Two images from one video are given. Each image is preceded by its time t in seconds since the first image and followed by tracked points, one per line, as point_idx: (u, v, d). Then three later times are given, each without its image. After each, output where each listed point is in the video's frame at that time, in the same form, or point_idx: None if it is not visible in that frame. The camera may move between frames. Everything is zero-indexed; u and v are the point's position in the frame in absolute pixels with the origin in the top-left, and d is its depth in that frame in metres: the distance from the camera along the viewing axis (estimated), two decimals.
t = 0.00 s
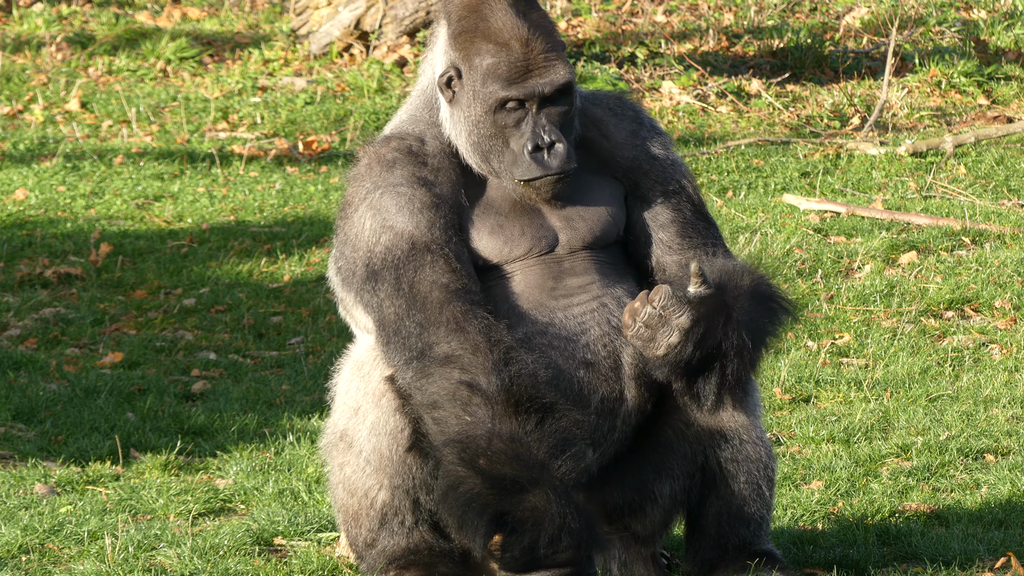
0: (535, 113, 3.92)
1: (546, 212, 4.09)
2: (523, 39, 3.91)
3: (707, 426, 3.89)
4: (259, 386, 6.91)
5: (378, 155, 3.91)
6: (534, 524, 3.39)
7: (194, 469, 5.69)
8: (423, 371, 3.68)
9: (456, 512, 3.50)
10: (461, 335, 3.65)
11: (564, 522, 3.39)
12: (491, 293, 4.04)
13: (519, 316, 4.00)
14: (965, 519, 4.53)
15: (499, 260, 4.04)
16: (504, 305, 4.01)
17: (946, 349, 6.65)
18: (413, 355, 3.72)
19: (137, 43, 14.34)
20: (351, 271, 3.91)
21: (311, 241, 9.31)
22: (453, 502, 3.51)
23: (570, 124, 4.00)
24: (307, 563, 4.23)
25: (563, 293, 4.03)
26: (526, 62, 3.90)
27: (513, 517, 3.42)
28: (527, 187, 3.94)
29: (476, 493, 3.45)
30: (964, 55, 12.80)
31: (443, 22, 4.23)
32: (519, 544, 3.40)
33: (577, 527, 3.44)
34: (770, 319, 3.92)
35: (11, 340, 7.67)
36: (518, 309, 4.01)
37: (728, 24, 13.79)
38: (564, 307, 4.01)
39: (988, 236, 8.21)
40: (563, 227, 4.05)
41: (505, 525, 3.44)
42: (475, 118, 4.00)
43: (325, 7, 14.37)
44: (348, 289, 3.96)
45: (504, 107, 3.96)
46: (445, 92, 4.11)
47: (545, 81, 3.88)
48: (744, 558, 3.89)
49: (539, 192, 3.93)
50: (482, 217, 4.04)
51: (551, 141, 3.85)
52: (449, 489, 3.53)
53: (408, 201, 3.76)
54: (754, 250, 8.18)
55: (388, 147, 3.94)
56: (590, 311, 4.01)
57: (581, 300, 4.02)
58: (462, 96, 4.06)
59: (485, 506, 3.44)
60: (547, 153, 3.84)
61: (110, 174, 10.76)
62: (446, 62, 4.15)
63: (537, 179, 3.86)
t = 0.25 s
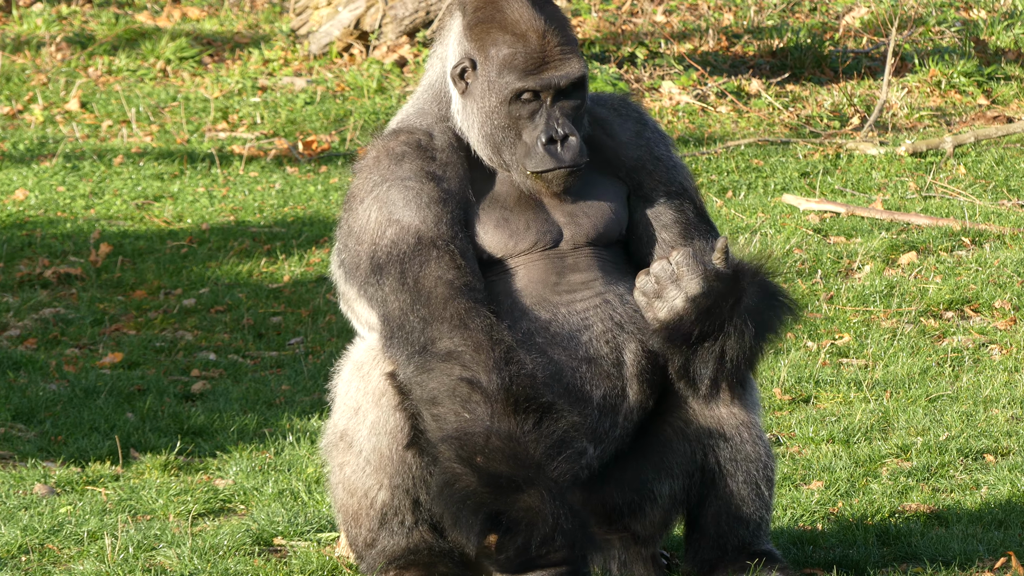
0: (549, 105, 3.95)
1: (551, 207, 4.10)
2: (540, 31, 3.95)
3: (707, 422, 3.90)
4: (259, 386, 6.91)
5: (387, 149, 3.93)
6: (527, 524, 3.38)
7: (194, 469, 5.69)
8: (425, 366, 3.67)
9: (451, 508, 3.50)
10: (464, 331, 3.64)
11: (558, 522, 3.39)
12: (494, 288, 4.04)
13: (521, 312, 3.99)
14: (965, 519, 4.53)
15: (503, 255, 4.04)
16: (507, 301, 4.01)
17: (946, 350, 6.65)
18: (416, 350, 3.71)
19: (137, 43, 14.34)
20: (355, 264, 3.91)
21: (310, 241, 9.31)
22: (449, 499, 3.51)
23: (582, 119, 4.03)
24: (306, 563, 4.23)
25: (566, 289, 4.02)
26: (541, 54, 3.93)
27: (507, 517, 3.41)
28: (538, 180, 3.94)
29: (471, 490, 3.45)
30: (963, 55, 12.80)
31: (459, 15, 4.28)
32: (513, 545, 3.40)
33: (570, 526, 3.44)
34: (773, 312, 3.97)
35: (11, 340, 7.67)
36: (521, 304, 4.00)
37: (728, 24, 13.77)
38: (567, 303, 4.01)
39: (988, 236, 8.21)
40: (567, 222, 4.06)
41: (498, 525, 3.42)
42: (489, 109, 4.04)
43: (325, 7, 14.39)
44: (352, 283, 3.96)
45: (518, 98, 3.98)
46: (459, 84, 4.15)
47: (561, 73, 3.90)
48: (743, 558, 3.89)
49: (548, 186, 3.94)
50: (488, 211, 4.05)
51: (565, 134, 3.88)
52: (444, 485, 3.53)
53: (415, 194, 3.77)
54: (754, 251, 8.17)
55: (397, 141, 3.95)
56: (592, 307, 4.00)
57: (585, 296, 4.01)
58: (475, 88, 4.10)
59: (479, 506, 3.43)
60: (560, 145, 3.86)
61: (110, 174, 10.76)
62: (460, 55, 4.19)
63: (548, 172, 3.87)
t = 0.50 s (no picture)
0: (557, 99, 3.95)
1: (554, 203, 4.09)
2: (551, 26, 3.96)
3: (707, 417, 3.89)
4: (259, 387, 6.91)
5: (393, 145, 3.90)
6: (523, 520, 3.41)
7: (194, 470, 5.69)
8: (425, 361, 3.67)
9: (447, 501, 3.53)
10: (466, 328, 3.64)
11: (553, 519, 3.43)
12: (497, 284, 4.02)
13: (524, 308, 3.98)
14: (965, 519, 4.53)
15: (506, 250, 4.01)
16: (510, 297, 4.00)
17: (946, 350, 6.65)
18: (418, 345, 3.71)
19: (137, 44, 14.34)
20: (357, 260, 3.89)
21: (310, 242, 9.31)
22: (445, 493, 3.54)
23: (588, 115, 4.03)
24: (307, 564, 4.23)
25: (569, 285, 4.01)
26: (551, 48, 3.94)
27: (502, 512, 3.44)
28: (545, 174, 3.96)
29: (467, 484, 3.48)
30: (963, 56, 12.80)
31: (468, 10, 4.28)
32: (510, 544, 3.44)
33: (567, 525, 3.50)
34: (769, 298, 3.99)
35: (11, 340, 7.67)
36: (523, 300, 3.99)
37: (728, 24, 13.73)
38: (570, 299, 3.99)
39: (988, 237, 8.21)
40: (570, 219, 4.06)
41: (493, 519, 3.46)
42: (497, 103, 4.04)
43: (325, 7, 14.40)
44: (354, 280, 3.94)
45: (528, 91, 3.98)
46: (466, 78, 4.15)
47: (571, 68, 3.90)
48: (744, 559, 3.88)
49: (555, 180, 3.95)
50: (491, 206, 4.02)
51: (573, 128, 3.88)
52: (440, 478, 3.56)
53: (419, 190, 3.75)
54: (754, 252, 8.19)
55: (402, 137, 3.93)
56: (596, 303, 4.00)
57: (588, 293, 4.00)
58: (483, 82, 4.10)
59: (474, 501, 3.47)
60: (569, 139, 3.87)
61: (110, 175, 10.75)
62: (469, 49, 4.18)
63: (557, 165, 3.87)
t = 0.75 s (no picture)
0: (562, 96, 3.97)
1: (556, 203, 4.08)
2: (556, 24, 3.97)
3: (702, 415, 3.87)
4: (259, 388, 6.91)
5: (395, 143, 3.91)
6: (521, 518, 3.41)
7: (193, 470, 5.69)
8: (423, 361, 3.67)
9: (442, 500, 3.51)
10: (464, 328, 3.63)
11: (551, 517, 3.43)
12: (497, 282, 4.01)
13: (524, 308, 3.97)
14: (965, 520, 4.53)
15: (506, 249, 4.00)
16: (510, 296, 3.99)
17: (945, 351, 6.66)
18: (416, 345, 3.71)
19: (136, 44, 14.34)
20: (357, 258, 3.89)
21: (310, 242, 9.31)
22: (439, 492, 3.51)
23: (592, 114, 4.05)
24: (306, 564, 4.23)
25: (571, 285, 4.00)
26: (556, 46, 3.95)
27: (499, 510, 3.44)
28: (549, 171, 3.96)
29: (463, 483, 3.46)
30: (963, 56, 12.80)
31: (473, 8, 4.29)
32: (507, 544, 3.44)
33: (563, 524, 3.50)
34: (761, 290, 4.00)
35: (11, 341, 7.66)
36: (524, 300, 3.98)
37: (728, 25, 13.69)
38: (572, 299, 3.99)
39: (988, 237, 8.21)
40: (572, 219, 4.06)
41: (489, 517, 3.45)
42: (502, 100, 4.04)
43: (325, 8, 14.41)
44: (353, 277, 3.94)
45: (533, 88, 3.99)
46: (471, 75, 4.15)
47: (576, 66, 3.92)
48: (744, 558, 3.87)
49: (558, 178, 3.96)
50: (493, 204, 4.01)
51: (578, 126, 3.88)
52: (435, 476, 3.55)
53: (420, 189, 3.75)
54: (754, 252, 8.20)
55: (405, 135, 3.93)
56: (597, 304, 4.00)
57: (589, 293, 4.00)
58: (488, 80, 4.10)
59: (470, 501, 3.45)
60: (573, 137, 3.87)
61: (110, 175, 10.75)
62: (474, 46, 4.19)
63: (561, 162, 3.88)
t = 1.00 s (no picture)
0: (592, 74, 4.09)
1: (561, 202, 4.08)
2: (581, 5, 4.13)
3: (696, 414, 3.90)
4: (259, 388, 6.91)
5: (401, 139, 3.90)
6: (517, 518, 3.47)
7: (193, 471, 5.69)
8: (420, 360, 3.64)
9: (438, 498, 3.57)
10: (460, 327, 3.59)
11: (546, 517, 3.49)
12: (500, 281, 4.00)
13: (527, 308, 3.96)
14: (965, 520, 4.53)
15: (510, 248, 4.00)
16: (513, 296, 3.98)
17: (945, 351, 6.66)
18: (414, 344, 3.67)
19: (136, 45, 14.33)
20: (359, 254, 3.89)
21: (310, 243, 9.31)
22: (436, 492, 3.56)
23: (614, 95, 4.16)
24: (307, 565, 4.23)
25: (574, 286, 4.00)
26: (580, 23, 4.09)
27: (495, 510, 3.49)
28: (583, 149, 4.00)
29: (459, 483, 3.51)
30: (963, 57, 12.80)
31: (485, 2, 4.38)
32: (502, 545, 3.50)
33: (558, 525, 3.54)
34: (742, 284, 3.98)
35: (11, 342, 7.66)
36: (527, 300, 3.97)
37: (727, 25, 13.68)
38: (576, 300, 4.00)
39: (988, 238, 8.21)
40: (577, 218, 4.05)
41: (485, 518, 3.51)
42: (533, 82, 4.12)
43: (325, 8, 14.42)
44: (357, 274, 3.94)
45: (565, 67, 4.08)
46: (495, 63, 4.20)
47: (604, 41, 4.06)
48: (744, 558, 3.90)
49: (594, 156, 3.99)
50: (498, 203, 4.01)
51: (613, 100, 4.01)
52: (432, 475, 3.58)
53: (424, 186, 3.74)
54: (754, 253, 8.20)
55: (411, 131, 3.93)
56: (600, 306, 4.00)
57: (592, 295, 4.00)
58: (516, 65, 4.17)
59: (466, 502, 3.51)
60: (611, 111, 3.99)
61: (109, 176, 10.75)
62: (492, 35, 4.26)
63: (600, 136, 3.96)
